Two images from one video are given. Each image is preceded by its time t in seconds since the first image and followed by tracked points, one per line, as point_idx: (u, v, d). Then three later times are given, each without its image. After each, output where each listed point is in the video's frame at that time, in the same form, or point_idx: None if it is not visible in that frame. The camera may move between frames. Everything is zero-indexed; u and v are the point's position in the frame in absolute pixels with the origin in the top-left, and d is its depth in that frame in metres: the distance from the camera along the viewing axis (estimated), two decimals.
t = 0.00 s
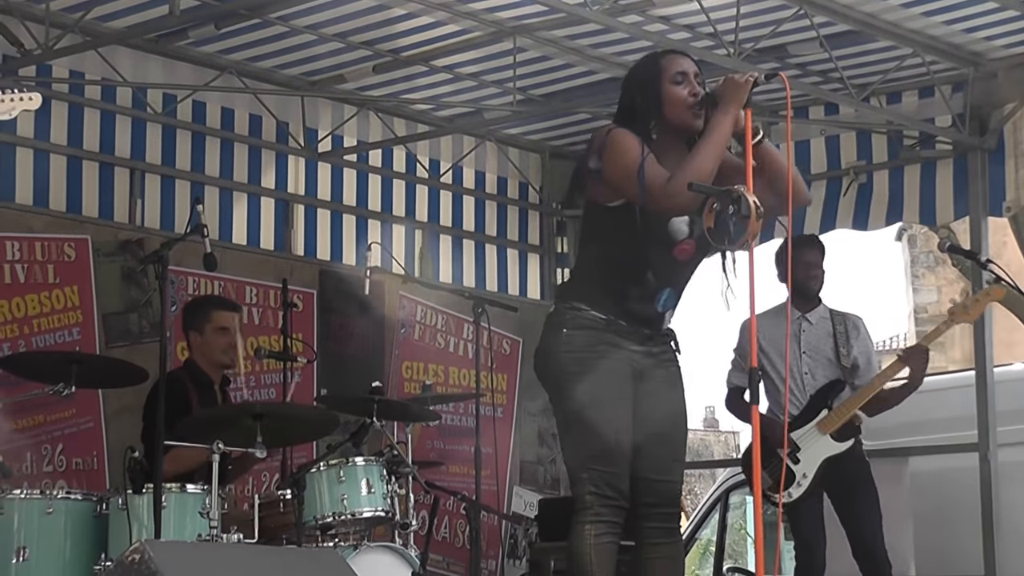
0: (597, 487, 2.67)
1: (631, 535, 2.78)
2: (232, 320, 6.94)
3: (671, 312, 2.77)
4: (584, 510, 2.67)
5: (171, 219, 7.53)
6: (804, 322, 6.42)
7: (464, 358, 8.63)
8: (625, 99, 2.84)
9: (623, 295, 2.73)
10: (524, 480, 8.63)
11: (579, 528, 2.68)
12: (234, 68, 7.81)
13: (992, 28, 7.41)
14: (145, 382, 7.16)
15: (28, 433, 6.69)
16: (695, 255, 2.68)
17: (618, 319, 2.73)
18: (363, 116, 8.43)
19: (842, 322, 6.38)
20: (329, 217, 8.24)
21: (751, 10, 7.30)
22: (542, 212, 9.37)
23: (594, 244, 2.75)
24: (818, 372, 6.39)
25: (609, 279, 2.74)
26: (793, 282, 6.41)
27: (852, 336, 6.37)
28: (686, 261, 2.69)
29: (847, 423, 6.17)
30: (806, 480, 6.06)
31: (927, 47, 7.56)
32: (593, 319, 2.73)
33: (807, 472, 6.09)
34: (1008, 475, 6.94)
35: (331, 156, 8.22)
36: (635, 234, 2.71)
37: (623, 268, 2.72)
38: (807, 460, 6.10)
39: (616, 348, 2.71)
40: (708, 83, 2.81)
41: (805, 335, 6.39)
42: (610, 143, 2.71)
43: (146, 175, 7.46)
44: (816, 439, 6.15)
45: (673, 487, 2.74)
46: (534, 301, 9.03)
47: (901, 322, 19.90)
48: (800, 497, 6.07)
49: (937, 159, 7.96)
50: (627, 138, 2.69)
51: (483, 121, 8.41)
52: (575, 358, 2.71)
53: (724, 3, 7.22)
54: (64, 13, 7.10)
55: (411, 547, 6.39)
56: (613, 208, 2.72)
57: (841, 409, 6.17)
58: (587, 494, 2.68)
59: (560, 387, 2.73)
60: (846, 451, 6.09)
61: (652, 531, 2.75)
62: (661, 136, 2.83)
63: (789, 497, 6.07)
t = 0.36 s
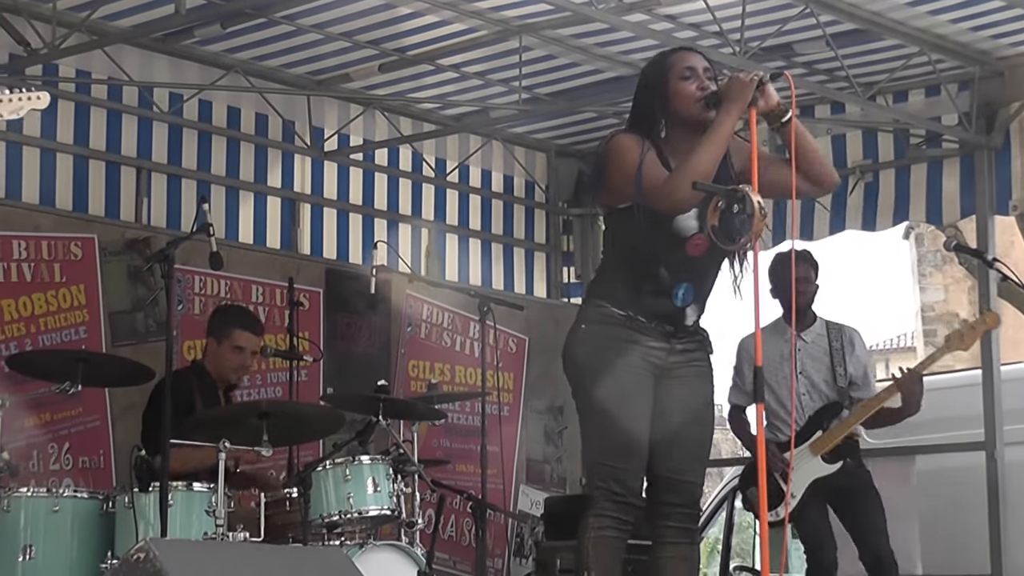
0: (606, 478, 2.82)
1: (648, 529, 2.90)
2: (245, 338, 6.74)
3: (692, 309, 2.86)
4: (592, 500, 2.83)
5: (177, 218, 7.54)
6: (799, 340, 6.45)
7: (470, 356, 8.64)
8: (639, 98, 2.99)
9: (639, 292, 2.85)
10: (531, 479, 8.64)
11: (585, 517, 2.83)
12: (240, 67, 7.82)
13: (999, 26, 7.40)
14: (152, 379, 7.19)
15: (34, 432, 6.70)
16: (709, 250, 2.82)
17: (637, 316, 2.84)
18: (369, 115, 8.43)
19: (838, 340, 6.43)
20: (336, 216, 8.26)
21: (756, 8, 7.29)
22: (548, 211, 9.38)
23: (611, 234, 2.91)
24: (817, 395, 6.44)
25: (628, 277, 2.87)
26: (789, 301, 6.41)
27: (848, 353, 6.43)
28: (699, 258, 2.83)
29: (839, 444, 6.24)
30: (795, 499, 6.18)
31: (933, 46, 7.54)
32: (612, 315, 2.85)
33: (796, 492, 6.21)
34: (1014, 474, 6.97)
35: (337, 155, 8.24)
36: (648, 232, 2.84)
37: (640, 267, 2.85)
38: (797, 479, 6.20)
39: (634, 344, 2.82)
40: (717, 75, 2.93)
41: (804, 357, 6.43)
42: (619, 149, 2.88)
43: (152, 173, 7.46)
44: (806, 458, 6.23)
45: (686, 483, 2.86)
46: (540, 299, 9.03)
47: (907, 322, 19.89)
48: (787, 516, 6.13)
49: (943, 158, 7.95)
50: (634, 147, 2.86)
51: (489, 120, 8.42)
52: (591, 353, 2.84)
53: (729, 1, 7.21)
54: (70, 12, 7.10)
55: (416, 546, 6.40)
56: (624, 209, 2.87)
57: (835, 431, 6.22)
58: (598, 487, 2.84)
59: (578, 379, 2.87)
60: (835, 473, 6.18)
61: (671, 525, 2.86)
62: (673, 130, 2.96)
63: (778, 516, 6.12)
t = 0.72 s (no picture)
0: (611, 487, 2.79)
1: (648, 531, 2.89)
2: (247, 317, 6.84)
3: (688, 314, 2.84)
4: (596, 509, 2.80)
5: (181, 218, 7.54)
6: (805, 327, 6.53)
7: (475, 356, 8.62)
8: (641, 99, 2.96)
9: (634, 296, 2.84)
10: (536, 479, 8.63)
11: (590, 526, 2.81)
12: (245, 66, 7.81)
13: (1005, 25, 7.37)
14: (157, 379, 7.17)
15: (38, 431, 6.70)
16: (705, 259, 2.80)
17: (631, 320, 2.83)
18: (373, 115, 8.42)
19: (844, 326, 6.48)
20: (340, 216, 8.24)
21: (761, 7, 7.27)
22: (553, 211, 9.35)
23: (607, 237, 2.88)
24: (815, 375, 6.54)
25: (624, 280, 2.86)
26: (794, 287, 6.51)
27: (853, 340, 6.46)
28: (693, 265, 2.81)
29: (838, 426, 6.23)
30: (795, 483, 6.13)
31: (939, 44, 7.51)
32: (607, 320, 2.84)
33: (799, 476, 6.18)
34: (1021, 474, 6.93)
35: (341, 155, 8.23)
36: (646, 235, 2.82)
37: (635, 271, 2.84)
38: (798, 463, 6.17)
39: (630, 347, 2.81)
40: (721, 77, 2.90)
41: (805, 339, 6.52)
42: (619, 150, 2.85)
43: (156, 173, 7.46)
44: (807, 442, 6.22)
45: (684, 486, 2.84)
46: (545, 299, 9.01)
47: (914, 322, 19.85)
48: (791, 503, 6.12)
49: (950, 157, 7.92)
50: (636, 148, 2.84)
51: (494, 119, 8.41)
52: (589, 358, 2.82)
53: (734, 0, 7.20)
54: (74, 12, 7.10)
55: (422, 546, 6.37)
56: (621, 212, 2.84)
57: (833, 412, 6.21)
58: (600, 491, 2.80)
59: (575, 385, 2.85)
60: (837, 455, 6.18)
61: (668, 529, 2.86)
62: (674, 132, 2.92)
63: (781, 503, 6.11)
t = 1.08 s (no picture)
0: (601, 488, 2.88)
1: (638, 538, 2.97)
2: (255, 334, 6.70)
3: (671, 313, 2.95)
4: (592, 513, 2.87)
5: (183, 217, 7.51)
6: (844, 339, 6.55)
7: (479, 356, 8.60)
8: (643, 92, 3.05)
9: (619, 295, 2.93)
10: (539, 478, 8.61)
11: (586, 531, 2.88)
12: (247, 65, 7.79)
13: (1011, 23, 7.34)
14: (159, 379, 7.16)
15: (40, 431, 6.67)
16: (693, 257, 2.90)
17: (616, 318, 2.92)
18: (376, 113, 8.40)
19: (881, 337, 6.51)
20: (342, 214, 8.22)
21: (765, 5, 7.23)
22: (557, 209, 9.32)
23: (604, 227, 2.98)
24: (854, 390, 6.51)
25: (609, 280, 2.95)
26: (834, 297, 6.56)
27: (889, 352, 6.50)
28: (683, 263, 2.91)
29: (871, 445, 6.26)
30: (824, 499, 6.22)
31: (944, 43, 7.47)
32: (593, 319, 2.93)
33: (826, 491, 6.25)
34: None
35: (344, 153, 8.18)
36: (640, 235, 2.93)
37: (620, 271, 2.94)
38: (827, 477, 6.24)
39: (618, 348, 2.91)
40: (723, 76, 3.00)
41: (843, 352, 6.52)
42: (619, 141, 2.95)
43: (159, 172, 7.44)
44: (838, 458, 6.26)
45: (673, 488, 2.92)
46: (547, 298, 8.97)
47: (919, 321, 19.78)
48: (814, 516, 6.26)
49: (955, 156, 7.88)
50: (638, 140, 2.93)
51: (498, 117, 8.38)
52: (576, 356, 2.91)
53: None
54: (75, 10, 7.07)
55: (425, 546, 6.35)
56: (616, 201, 2.96)
57: (868, 430, 6.24)
58: (594, 496, 2.89)
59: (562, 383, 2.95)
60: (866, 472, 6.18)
61: (659, 530, 2.93)
62: (675, 125, 3.01)
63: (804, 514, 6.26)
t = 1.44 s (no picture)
0: (593, 487, 3.02)
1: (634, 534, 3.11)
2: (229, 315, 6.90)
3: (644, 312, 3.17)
4: (585, 512, 3.02)
5: (184, 214, 7.48)
6: (875, 328, 6.61)
7: (480, 353, 8.58)
8: (633, 92, 3.22)
9: (598, 297, 3.11)
10: (541, 476, 8.60)
11: (580, 529, 3.02)
12: (247, 61, 7.77)
13: (1014, 19, 7.30)
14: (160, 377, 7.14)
15: (39, 429, 6.65)
16: (675, 258, 3.08)
17: (595, 317, 3.10)
18: (377, 110, 8.38)
19: (909, 336, 6.62)
20: (343, 211, 8.19)
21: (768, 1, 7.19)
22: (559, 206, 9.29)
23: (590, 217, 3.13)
24: (880, 379, 6.59)
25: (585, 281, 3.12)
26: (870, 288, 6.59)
27: (919, 349, 6.60)
28: (664, 262, 3.10)
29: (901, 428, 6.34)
30: (858, 484, 6.28)
31: (948, 39, 7.43)
32: (572, 318, 3.10)
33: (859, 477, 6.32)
34: None
35: (345, 150, 8.15)
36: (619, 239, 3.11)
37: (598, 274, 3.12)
38: (860, 462, 6.33)
39: (598, 344, 3.08)
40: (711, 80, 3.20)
41: (875, 340, 6.59)
42: (612, 136, 3.09)
43: (160, 169, 7.41)
44: (870, 443, 6.35)
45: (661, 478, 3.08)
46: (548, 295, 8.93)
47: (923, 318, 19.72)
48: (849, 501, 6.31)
49: (958, 152, 7.85)
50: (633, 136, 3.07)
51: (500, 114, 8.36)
52: (558, 356, 3.08)
53: None
54: (75, 6, 7.04)
55: (426, 544, 6.33)
56: (603, 195, 3.12)
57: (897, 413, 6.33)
58: (587, 494, 3.02)
59: (546, 384, 3.11)
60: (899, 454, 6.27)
61: (656, 522, 3.08)
62: (663, 125, 3.18)
63: (841, 500, 6.31)
